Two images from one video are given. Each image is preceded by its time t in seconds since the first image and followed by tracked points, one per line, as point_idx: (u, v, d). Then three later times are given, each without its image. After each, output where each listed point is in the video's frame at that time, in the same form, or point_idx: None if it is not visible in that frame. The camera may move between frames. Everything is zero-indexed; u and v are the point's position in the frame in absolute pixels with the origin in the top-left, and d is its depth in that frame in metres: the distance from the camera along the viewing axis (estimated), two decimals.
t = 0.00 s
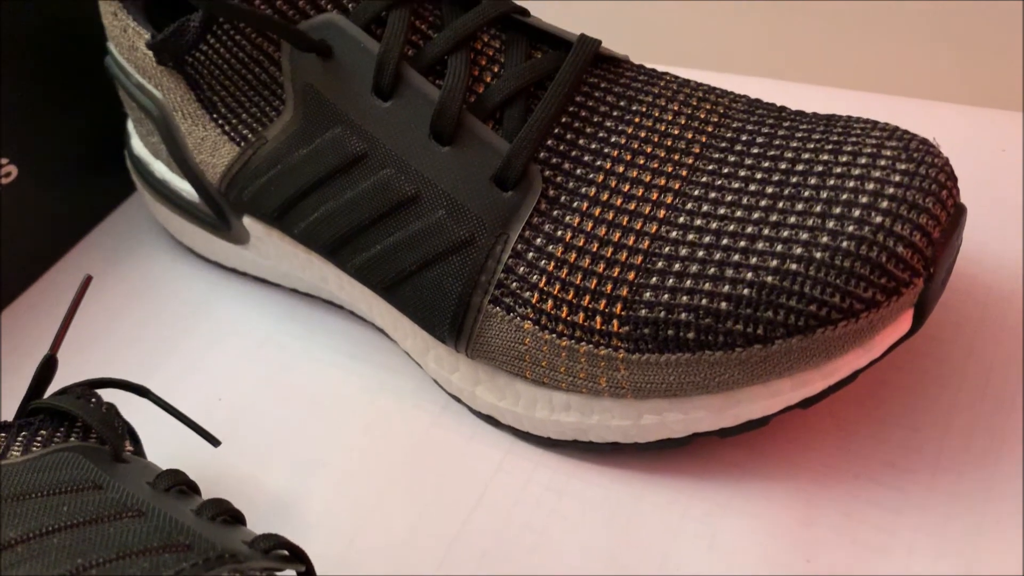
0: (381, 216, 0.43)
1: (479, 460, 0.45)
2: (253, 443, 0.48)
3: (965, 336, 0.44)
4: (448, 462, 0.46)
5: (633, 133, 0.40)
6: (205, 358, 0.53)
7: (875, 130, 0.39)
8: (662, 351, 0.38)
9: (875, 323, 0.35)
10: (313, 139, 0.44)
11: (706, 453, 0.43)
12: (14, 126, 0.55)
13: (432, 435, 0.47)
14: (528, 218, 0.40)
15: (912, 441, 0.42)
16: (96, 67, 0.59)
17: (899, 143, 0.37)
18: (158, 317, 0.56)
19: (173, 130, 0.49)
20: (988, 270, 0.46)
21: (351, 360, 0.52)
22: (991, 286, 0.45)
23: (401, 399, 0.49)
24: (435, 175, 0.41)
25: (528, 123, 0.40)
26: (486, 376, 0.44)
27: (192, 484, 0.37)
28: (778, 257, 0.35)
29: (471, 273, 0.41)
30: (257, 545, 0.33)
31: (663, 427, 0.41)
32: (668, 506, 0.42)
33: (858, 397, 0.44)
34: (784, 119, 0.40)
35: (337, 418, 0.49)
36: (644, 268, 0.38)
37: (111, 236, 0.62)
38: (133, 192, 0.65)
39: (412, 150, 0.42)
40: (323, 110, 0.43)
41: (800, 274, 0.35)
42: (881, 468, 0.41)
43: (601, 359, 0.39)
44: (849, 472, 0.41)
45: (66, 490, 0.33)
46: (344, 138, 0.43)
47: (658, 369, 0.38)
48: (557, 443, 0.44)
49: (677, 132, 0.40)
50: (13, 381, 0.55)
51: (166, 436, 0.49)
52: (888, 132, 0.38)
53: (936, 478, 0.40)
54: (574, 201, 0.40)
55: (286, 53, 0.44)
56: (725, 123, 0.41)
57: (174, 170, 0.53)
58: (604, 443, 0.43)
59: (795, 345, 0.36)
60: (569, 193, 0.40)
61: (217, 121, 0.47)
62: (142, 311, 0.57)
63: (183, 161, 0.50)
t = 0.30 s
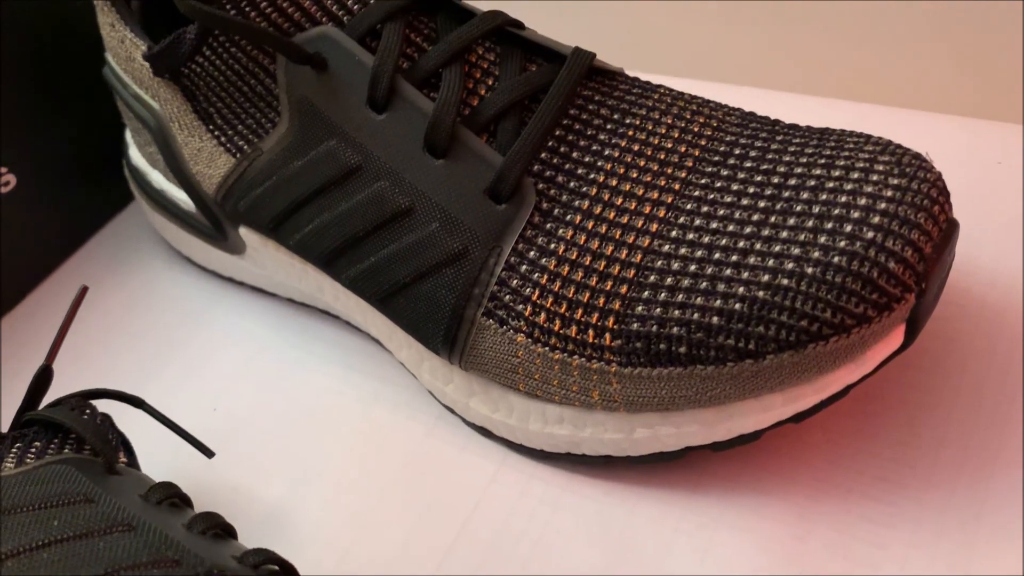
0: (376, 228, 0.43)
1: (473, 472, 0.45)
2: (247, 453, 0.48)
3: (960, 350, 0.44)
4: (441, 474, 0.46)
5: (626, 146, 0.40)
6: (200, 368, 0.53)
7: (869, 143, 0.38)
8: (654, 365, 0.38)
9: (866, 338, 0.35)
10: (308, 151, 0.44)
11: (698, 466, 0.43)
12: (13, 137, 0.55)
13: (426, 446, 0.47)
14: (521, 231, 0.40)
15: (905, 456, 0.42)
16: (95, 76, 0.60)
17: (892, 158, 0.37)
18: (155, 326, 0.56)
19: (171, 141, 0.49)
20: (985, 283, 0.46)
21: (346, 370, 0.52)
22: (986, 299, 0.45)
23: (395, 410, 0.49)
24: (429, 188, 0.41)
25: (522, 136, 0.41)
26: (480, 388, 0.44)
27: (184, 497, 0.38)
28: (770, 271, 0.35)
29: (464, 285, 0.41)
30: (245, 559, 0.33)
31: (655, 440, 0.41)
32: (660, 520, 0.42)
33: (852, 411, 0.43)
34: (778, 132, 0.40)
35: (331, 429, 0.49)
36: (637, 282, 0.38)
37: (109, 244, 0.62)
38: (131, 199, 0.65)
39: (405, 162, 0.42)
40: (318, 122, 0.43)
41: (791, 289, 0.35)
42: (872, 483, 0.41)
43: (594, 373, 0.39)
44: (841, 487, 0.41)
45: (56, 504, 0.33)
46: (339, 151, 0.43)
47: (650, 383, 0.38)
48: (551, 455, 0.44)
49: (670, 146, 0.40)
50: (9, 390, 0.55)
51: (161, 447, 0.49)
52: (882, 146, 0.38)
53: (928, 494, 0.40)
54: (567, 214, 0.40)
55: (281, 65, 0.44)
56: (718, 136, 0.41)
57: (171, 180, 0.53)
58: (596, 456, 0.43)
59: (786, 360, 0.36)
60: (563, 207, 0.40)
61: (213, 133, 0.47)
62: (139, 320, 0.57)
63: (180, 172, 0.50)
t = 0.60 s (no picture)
0: (370, 238, 0.43)
1: (466, 482, 0.45)
2: (241, 461, 0.48)
3: (953, 361, 0.44)
4: (434, 483, 0.46)
5: (620, 156, 0.40)
6: (196, 375, 0.53)
7: (861, 154, 0.38)
8: (646, 376, 0.38)
9: (858, 350, 0.35)
10: (302, 160, 0.44)
11: (691, 476, 0.43)
12: (12, 144, 0.56)
13: (419, 455, 0.47)
14: (514, 241, 0.40)
15: (898, 467, 0.42)
16: (94, 84, 0.60)
17: (884, 169, 0.37)
18: (151, 333, 0.56)
19: (167, 150, 0.49)
20: (979, 293, 0.46)
21: (341, 378, 0.52)
22: (979, 309, 0.45)
23: (390, 418, 0.49)
24: (422, 197, 0.41)
25: (515, 147, 0.41)
26: (474, 397, 0.44)
27: (178, 506, 0.38)
28: (762, 283, 0.35)
29: (458, 295, 0.41)
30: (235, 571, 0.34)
31: (648, 451, 0.41)
32: (653, 531, 0.42)
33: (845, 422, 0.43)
34: (771, 143, 0.40)
35: (325, 437, 0.49)
36: (629, 292, 0.38)
37: (106, 251, 0.62)
38: (128, 206, 0.65)
39: (399, 172, 0.42)
40: (313, 131, 0.43)
41: (783, 301, 0.35)
42: (865, 494, 0.41)
43: (586, 383, 0.39)
44: (833, 498, 0.41)
45: (49, 514, 0.34)
46: (333, 160, 0.43)
47: (641, 395, 0.38)
48: (544, 465, 0.44)
49: (663, 156, 0.40)
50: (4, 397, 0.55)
51: (155, 455, 0.49)
52: (874, 157, 0.38)
53: (921, 506, 0.40)
54: (560, 224, 0.40)
55: (276, 75, 0.44)
56: (712, 146, 0.41)
57: (167, 187, 0.53)
58: (589, 466, 0.43)
59: (778, 372, 0.36)
60: (556, 216, 0.40)
61: (208, 141, 0.47)
62: (135, 327, 0.57)
63: (176, 180, 0.50)
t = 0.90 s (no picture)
0: (365, 247, 0.43)
1: (461, 490, 0.46)
2: (237, 470, 0.48)
3: (946, 371, 0.44)
4: (429, 491, 0.46)
5: (613, 167, 0.41)
6: (192, 383, 0.53)
7: (854, 165, 0.38)
8: (638, 387, 0.38)
9: (850, 362, 0.35)
10: (298, 170, 0.44)
11: (684, 486, 0.43)
12: (12, 152, 0.56)
13: (414, 463, 0.47)
14: (508, 252, 0.40)
15: (891, 477, 0.42)
16: (93, 92, 0.60)
17: (876, 181, 0.37)
18: (148, 340, 0.56)
19: (164, 158, 0.49)
20: (973, 303, 0.46)
21: (337, 386, 0.52)
22: (973, 319, 0.46)
23: (385, 427, 0.49)
24: (416, 208, 0.41)
25: (509, 158, 0.41)
26: (468, 407, 0.44)
27: (169, 515, 0.38)
28: (753, 295, 0.35)
29: (451, 305, 0.41)
30: None
31: (641, 461, 0.41)
32: (646, 541, 0.42)
33: (838, 433, 0.44)
34: (764, 154, 0.40)
35: (321, 445, 0.49)
36: (622, 303, 0.38)
37: (104, 259, 0.63)
38: (127, 213, 0.65)
39: (394, 183, 0.42)
40: (308, 141, 0.44)
41: (774, 313, 0.35)
42: (858, 505, 0.41)
43: (579, 394, 0.39)
44: (826, 509, 0.41)
45: (44, 523, 0.34)
46: (328, 170, 0.43)
47: (634, 406, 0.38)
48: (538, 475, 0.45)
49: (656, 167, 0.40)
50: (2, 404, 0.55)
51: (151, 462, 0.49)
52: (867, 168, 0.38)
53: (914, 516, 0.40)
54: (553, 235, 0.40)
55: (272, 85, 0.44)
56: (705, 157, 0.41)
57: (164, 195, 0.53)
58: (582, 476, 0.43)
59: (770, 384, 0.36)
60: (549, 227, 0.40)
61: (205, 150, 0.47)
62: (132, 334, 0.57)
63: (173, 188, 0.50)
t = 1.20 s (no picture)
0: (363, 253, 0.43)
1: (459, 496, 0.46)
2: (235, 475, 0.48)
3: (945, 378, 0.44)
4: (427, 497, 0.46)
5: (611, 173, 0.41)
6: (192, 387, 0.53)
7: (851, 173, 0.38)
8: (634, 394, 0.38)
9: (846, 369, 0.35)
10: (297, 176, 0.44)
11: (681, 493, 0.43)
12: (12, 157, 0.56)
13: (412, 468, 0.47)
14: (505, 258, 0.40)
15: (887, 484, 0.42)
16: (93, 96, 0.61)
17: (874, 188, 0.37)
18: (148, 345, 0.56)
19: (165, 163, 0.50)
20: (971, 309, 0.46)
21: (335, 390, 0.52)
22: (970, 326, 0.46)
23: (383, 431, 0.50)
24: (415, 213, 0.42)
25: (506, 164, 0.41)
26: (466, 412, 0.44)
27: (168, 521, 0.39)
28: (749, 302, 0.35)
29: (449, 311, 0.41)
30: None
31: (637, 467, 0.41)
32: (642, 547, 0.42)
33: (836, 439, 0.44)
34: (762, 161, 0.40)
35: (318, 450, 0.49)
36: (618, 310, 0.38)
37: (104, 263, 0.63)
38: (127, 217, 0.65)
39: (392, 189, 0.42)
40: (307, 147, 0.44)
41: (770, 320, 0.35)
42: (855, 512, 0.41)
43: (576, 400, 0.39)
44: (822, 515, 0.41)
45: (42, 528, 0.34)
46: (327, 176, 0.43)
47: (631, 412, 0.38)
48: (535, 480, 0.45)
49: (654, 174, 0.41)
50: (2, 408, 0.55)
51: (151, 467, 0.49)
52: (864, 175, 0.38)
53: (910, 523, 0.40)
54: (551, 241, 0.40)
55: (271, 91, 0.44)
56: (702, 164, 0.41)
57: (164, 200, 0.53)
58: (579, 482, 0.43)
59: (766, 391, 0.36)
60: (547, 233, 0.40)
61: (204, 155, 0.48)
62: (132, 339, 0.57)
63: (173, 194, 0.50)
